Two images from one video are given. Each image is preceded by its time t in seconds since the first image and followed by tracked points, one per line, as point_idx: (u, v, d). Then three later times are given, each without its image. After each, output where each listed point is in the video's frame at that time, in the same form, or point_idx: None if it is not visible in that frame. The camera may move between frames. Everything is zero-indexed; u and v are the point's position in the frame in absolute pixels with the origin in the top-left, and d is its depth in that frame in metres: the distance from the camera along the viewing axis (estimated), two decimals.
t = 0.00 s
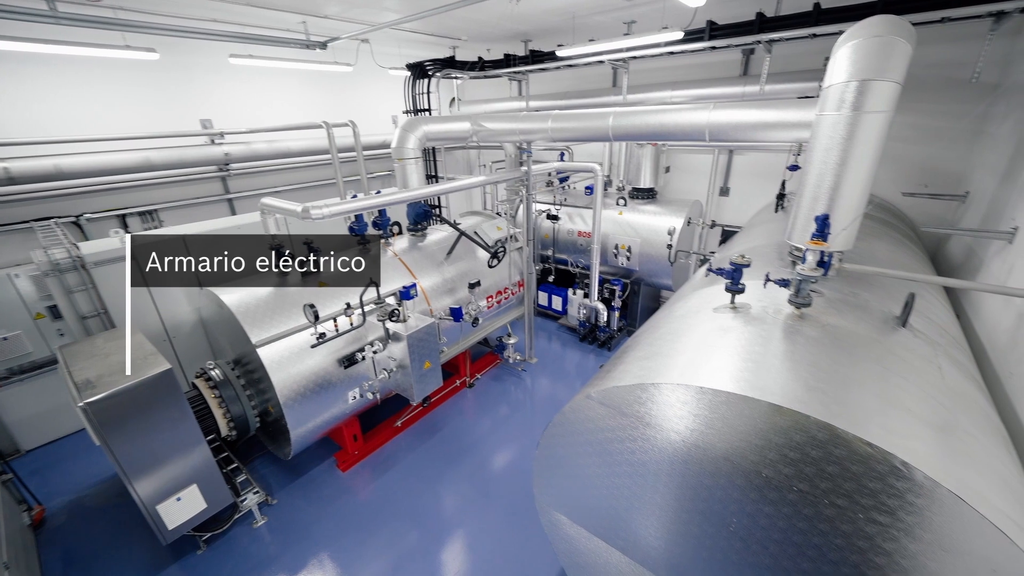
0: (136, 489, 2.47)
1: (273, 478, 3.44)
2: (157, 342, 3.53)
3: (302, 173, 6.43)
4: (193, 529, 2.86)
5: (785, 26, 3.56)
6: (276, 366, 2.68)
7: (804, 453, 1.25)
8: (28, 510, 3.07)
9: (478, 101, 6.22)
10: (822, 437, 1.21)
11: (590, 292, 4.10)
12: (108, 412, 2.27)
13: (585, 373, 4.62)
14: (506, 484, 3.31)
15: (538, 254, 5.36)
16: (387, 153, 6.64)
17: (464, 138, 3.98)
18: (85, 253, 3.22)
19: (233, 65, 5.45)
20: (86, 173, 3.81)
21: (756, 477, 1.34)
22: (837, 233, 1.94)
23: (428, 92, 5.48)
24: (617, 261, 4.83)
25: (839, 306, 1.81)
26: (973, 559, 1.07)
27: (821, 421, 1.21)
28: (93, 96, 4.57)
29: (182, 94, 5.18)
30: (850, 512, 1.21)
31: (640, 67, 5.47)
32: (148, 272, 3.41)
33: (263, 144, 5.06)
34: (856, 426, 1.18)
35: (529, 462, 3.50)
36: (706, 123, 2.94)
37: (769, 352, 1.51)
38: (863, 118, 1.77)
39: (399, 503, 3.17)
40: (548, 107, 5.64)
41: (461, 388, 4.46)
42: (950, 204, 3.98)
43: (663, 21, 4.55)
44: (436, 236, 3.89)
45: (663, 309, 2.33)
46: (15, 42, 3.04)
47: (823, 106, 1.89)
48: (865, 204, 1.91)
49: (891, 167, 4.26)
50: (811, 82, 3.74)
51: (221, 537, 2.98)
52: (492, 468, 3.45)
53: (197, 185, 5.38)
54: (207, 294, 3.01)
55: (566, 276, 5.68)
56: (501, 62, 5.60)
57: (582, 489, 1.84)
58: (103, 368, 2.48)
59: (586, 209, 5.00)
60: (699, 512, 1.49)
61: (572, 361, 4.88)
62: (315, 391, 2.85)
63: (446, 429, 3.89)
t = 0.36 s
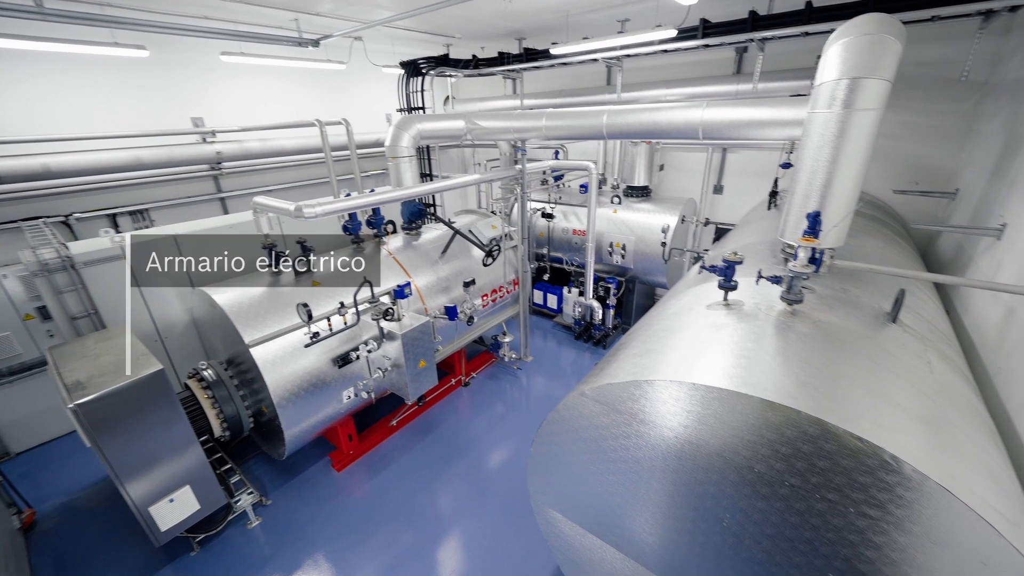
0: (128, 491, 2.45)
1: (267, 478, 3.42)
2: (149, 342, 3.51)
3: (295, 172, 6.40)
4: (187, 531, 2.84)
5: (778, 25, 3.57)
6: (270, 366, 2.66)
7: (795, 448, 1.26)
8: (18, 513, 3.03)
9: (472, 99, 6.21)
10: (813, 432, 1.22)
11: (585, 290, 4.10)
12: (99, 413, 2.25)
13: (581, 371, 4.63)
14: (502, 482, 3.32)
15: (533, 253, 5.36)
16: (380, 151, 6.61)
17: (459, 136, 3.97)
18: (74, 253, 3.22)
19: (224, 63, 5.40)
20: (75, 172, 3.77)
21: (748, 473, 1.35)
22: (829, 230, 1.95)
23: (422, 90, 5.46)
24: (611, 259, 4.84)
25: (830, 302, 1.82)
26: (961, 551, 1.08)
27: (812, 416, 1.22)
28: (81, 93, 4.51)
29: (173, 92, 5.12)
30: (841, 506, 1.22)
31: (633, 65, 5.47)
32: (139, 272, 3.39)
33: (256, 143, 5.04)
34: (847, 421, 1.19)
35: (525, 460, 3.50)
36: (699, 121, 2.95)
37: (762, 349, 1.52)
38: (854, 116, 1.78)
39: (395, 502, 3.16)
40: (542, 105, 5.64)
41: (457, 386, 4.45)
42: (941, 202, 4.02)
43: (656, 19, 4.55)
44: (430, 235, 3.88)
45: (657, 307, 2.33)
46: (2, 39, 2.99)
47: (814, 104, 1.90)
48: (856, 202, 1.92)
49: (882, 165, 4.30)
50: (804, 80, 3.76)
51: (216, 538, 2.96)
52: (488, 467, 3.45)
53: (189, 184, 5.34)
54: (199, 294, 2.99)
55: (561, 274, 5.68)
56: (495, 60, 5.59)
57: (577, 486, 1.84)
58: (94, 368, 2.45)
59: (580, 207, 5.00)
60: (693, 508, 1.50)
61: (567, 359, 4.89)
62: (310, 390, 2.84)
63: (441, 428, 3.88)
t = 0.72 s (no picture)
0: (120, 493, 2.43)
1: (262, 478, 3.40)
2: (140, 342, 3.51)
3: (288, 171, 6.36)
4: (180, 532, 2.82)
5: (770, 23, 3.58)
6: (263, 366, 2.64)
7: (787, 443, 1.27)
8: (8, 516, 3.00)
9: (466, 97, 6.19)
10: (803, 427, 1.23)
11: (580, 288, 4.11)
12: (88, 415, 2.22)
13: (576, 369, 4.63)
14: (498, 481, 3.32)
15: (528, 251, 5.37)
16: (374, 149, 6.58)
17: (452, 134, 3.95)
18: (62, 253, 3.13)
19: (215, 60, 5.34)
20: (63, 171, 3.72)
21: (740, 468, 1.36)
22: (821, 227, 1.96)
23: (416, 88, 5.43)
24: (606, 257, 4.85)
25: (822, 299, 1.83)
26: (948, 543, 1.10)
27: (803, 412, 1.23)
28: (68, 92, 4.45)
29: (163, 90, 5.07)
30: (832, 499, 1.23)
31: (627, 63, 5.48)
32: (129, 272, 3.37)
33: (248, 141, 5.01)
34: (838, 415, 1.20)
35: (521, 458, 3.51)
36: (693, 119, 2.96)
37: (754, 345, 1.53)
38: (844, 113, 1.79)
39: (390, 501, 3.15)
40: (536, 103, 5.63)
41: (452, 385, 4.45)
42: (931, 199, 4.06)
43: (650, 17, 4.56)
44: (425, 233, 3.87)
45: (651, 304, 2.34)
46: None
47: (805, 102, 1.91)
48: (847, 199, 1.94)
49: (874, 162, 4.33)
50: (795, 79, 3.79)
51: (210, 539, 2.94)
52: (483, 465, 3.45)
53: (181, 183, 5.29)
54: (190, 294, 2.97)
55: (556, 272, 5.69)
56: (489, 58, 5.57)
57: (572, 484, 1.85)
58: (84, 370, 2.42)
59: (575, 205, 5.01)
60: (686, 504, 1.51)
61: (563, 357, 4.90)
62: (303, 390, 2.82)
63: (437, 426, 3.88)
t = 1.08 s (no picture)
0: (112, 496, 2.41)
1: (256, 479, 3.39)
2: (132, 343, 3.48)
3: (281, 170, 6.32)
4: (174, 534, 2.80)
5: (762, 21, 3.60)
6: (256, 366, 2.63)
7: (778, 439, 1.28)
8: None
9: (460, 96, 6.17)
10: (794, 422, 1.24)
11: (575, 287, 4.12)
12: (79, 417, 2.20)
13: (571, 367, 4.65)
14: (493, 479, 3.32)
15: (523, 250, 5.37)
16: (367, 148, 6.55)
17: (446, 133, 3.94)
18: (50, 253, 3.09)
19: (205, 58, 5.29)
20: (51, 171, 3.68)
21: (732, 463, 1.37)
22: (812, 224, 1.98)
23: (409, 86, 5.41)
24: (600, 255, 4.87)
25: (813, 295, 1.85)
26: (936, 535, 1.11)
27: (794, 407, 1.24)
28: (56, 90, 4.40)
29: (153, 88, 5.02)
30: (822, 494, 1.25)
31: (621, 61, 5.49)
32: (119, 271, 3.31)
33: (239, 139, 4.97)
34: (828, 410, 1.21)
35: (516, 457, 3.51)
36: (685, 117, 2.97)
37: (746, 341, 1.54)
38: (835, 111, 1.80)
39: (386, 501, 3.15)
40: (530, 101, 5.63)
41: (447, 384, 4.44)
42: (921, 196, 4.10)
43: (643, 16, 4.57)
44: (419, 232, 3.86)
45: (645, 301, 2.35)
46: None
47: (797, 100, 1.92)
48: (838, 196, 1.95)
49: (865, 159, 4.37)
50: (786, 77, 3.82)
51: (203, 541, 2.92)
52: (479, 464, 3.46)
53: (172, 182, 5.25)
54: (182, 294, 2.94)
55: (551, 271, 5.70)
56: (483, 56, 5.56)
57: (567, 482, 1.85)
58: (73, 371, 2.40)
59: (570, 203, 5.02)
60: (680, 500, 1.51)
61: (558, 356, 4.91)
62: (297, 390, 2.80)
63: (432, 426, 3.87)
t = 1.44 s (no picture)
0: (103, 498, 2.38)
1: (250, 480, 3.37)
2: (123, 344, 3.44)
3: (273, 169, 6.28)
4: (167, 536, 2.78)
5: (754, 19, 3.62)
6: (249, 366, 2.61)
7: (770, 433, 1.29)
8: None
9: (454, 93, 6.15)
10: (785, 417, 1.25)
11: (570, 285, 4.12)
12: (69, 419, 2.17)
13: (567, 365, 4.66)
14: (489, 478, 3.32)
15: (518, 248, 5.37)
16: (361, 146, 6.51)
17: (440, 131, 3.93)
18: (38, 253, 3.06)
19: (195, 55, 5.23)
20: (39, 170, 3.62)
21: (725, 458, 1.38)
22: (803, 220, 1.99)
23: (403, 84, 5.38)
24: (595, 253, 4.87)
25: (805, 292, 1.86)
26: (925, 527, 1.13)
27: (786, 402, 1.25)
28: (43, 89, 4.34)
29: (142, 86, 4.97)
30: (814, 488, 1.26)
31: (614, 59, 5.50)
32: (109, 272, 3.28)
33: (230, 138, 4.92)
34: (819, 405, 1.22)
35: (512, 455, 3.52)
36: (678, 115, 2.98)
37: (738, 338, 1.54)
38: (825, 108, 1.81)
39: (381, 500, 3.14)
40: (524, 99, 5.62)
41: (442, 382, 4.44)
42: (911, 193, 4.14)
43: (636, 13, 4.58)
44: (413, 231, 3.85)
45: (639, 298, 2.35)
46: None
47: (788, 97, 1.93)
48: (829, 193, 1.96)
49: (856, 157, 4.41)
50: (778, 75, 3.84)
51: (197, 543, 2.90)
52: (475, 462, 3.46)
53: (163, 181, 5.19)
54: (173, 294, 2.91)
55: (546, 269, 5.70)
56: (476, 54, 5.54)
57: (562, 479, 1.85)
58: (62, 373, 2.37)
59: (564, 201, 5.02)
60: (675, 496, 1.52)
61: (553, 354, 4.91)
62: (291, 390, 2.79)
63: (428, 425, 3.87)
